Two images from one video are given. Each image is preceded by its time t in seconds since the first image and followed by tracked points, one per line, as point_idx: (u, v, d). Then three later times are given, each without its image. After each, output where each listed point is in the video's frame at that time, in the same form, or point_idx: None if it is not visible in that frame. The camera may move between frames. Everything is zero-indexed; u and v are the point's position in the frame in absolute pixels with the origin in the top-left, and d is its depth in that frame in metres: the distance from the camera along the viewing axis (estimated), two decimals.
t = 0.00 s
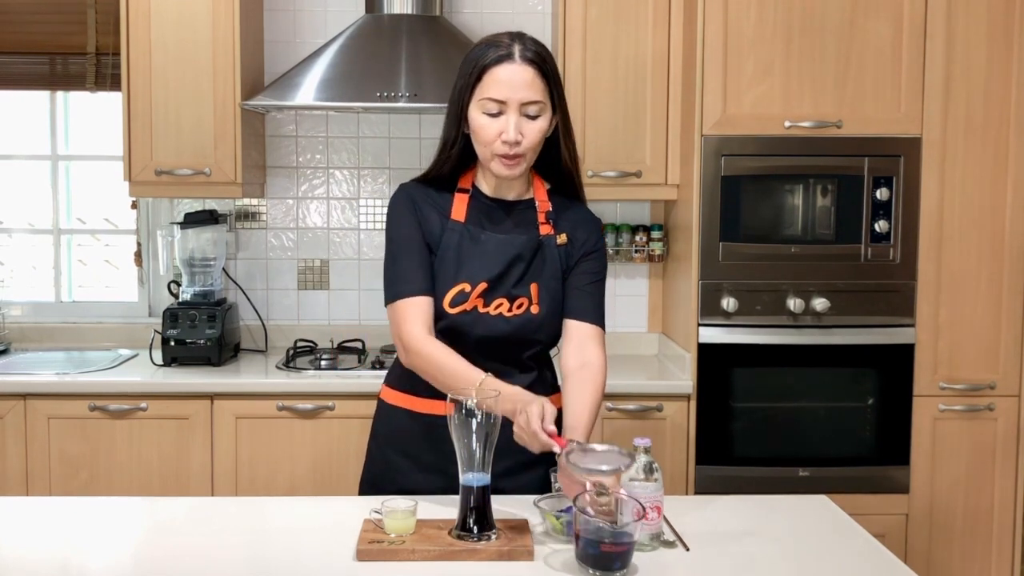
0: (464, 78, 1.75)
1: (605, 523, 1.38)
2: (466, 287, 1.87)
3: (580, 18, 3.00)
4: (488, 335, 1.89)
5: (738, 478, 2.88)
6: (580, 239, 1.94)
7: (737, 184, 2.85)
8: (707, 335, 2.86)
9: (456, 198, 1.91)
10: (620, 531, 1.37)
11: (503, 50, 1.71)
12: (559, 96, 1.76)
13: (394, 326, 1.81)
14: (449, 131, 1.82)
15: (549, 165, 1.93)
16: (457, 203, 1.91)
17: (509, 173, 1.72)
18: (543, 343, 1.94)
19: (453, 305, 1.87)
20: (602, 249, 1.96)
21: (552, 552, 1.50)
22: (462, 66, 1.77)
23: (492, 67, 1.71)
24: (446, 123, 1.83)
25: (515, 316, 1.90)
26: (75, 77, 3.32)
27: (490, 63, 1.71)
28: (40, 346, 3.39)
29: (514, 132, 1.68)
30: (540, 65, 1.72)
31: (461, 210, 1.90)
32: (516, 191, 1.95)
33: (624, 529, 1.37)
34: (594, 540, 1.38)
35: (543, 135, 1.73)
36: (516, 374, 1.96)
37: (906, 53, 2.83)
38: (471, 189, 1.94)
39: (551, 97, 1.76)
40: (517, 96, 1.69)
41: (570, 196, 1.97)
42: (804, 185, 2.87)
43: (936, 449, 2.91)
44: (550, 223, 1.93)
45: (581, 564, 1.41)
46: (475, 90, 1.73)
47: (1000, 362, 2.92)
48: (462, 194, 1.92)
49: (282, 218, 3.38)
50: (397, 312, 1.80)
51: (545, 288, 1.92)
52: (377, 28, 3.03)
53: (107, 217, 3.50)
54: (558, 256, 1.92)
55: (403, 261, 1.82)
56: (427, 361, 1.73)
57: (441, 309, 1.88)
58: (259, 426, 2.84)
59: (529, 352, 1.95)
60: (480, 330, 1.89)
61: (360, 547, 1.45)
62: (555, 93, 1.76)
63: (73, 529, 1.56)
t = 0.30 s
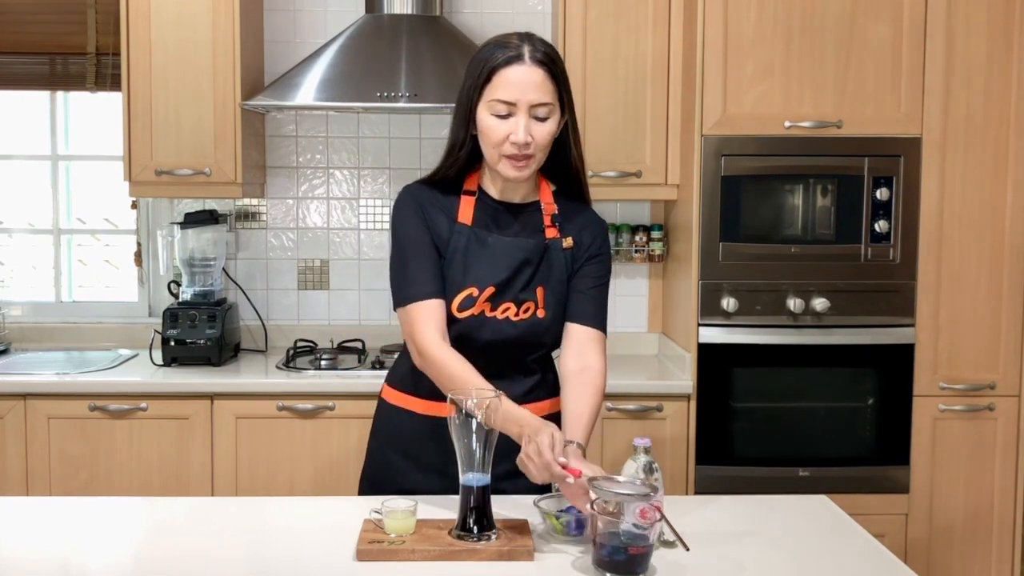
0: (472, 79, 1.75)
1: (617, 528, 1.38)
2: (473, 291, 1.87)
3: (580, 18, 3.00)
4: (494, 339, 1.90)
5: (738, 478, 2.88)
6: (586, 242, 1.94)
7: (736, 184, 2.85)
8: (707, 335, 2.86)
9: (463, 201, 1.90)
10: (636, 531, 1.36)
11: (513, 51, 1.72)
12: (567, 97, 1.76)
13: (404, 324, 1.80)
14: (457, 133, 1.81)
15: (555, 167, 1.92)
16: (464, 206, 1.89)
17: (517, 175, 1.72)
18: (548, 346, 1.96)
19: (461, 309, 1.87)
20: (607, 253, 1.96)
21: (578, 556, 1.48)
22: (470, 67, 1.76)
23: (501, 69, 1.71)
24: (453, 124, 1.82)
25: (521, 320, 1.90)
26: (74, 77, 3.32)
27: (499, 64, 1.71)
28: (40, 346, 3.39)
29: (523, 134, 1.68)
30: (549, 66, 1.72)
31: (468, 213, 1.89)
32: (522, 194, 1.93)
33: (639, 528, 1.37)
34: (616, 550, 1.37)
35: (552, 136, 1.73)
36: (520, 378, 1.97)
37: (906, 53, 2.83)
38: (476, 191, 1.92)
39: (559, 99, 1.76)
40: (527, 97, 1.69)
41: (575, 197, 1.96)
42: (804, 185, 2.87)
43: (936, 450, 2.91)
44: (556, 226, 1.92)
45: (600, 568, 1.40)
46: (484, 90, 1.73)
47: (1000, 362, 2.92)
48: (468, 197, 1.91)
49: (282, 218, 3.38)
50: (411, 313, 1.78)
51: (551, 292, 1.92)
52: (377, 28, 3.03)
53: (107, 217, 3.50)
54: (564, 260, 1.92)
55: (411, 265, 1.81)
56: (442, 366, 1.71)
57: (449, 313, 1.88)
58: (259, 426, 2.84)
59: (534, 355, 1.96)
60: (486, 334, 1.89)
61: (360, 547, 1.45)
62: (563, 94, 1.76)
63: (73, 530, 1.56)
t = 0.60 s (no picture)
0: (472, 81, 1.75)
1: (622, 530, 1.37)
2: (476, 293, 1.87)
3: (580, 18, 3.00)
4: (498, 340, 1.90)
5: (738, 478, 2.88)
6: (586, 240, 1.94)
7: (736, 184, 2.85)
8: (707, 335, 2.86)
9: (462, 202, 1.90)
10: (642, 532, 1.37)
11: (514, 52, 1.72)
12: (567, 97, 1.77)
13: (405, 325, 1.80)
14: (456, 134, 1.81)
15: (554, 167, 1.92)
16: (464, 207, 1.89)
17: (518, 177, 1.72)
18: (549, 345, 1.96)
19: (464, 311, 1.87)
20: (607, 251, 1.97)
21: (586, 557, 1.48)
22: (469, 69, 1.76)
23: (501, 70, 1.71)
24: (451, 125, 1.82)
25: (523, 320, 1.91)
26: (75, 77, 3.32)
27: (500, 65, 1.71)
28: (40, 346, 3.39)
29: (525, 135, 1.68)
30: (549, 67, 1.73)
31: (468, 214, 1.89)
32: (522, 194, 1.93)
33: (645, 528, 1.37)
34: (626, 552, 1.36)
35: (553, 137, 1.74)
36: (522, 378, 1.98)
37: (906, 53, 2.83)
38: (476, 191, 1.91)
39: (559, 99, 1.76)
40: (528, 99, 1.70)
41: (573, 196, 1.96)
42: (804, 185, 2.87)
43: (936, 450, 2.92)
44: (557, 225, 1.92)
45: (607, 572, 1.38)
46: (484, 92, 1.73)
47: (1000, 362, 2.92)
48: (468, 198, 1.90)
49: (282, 218, 3.38)
50: (413, 315, 1.78)
51: (553, 291, 1.92)
52: (378, 28, 3.04)
53: (107, 217, 3.50)
54: (565, 259, 1.93)
55: (413, 268, 1.80)
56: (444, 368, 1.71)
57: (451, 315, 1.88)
58: (259, 426, 2.84)
59: (536, 354, 1.96)
60: (488, 336, 1.89)
61: (360, 547, 1.45)
62: (563, 95, 1.77)
63: (73, 529, 1.56)
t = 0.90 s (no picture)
0: (468, 80, 1.75)
1: (621, 530, 1.38)
2: (478, 292, 1.86)
3: (580, 18, 3.01)
4: (501, 339, 1.90)
5: (738, 478, 2.88)
6: (583, 237, 1.96)
7: (737, 184, 2.85)
8: (707, 335, 2.86)
9: (459, 202, 1.89)
10: (642, 532, 1.37)
11: (510, 52, 1.72)
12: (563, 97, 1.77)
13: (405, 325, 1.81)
14: (454, 133, 1.81)
15: (547, 165, 1.92)
16: (461, 206, 1.89)
17: (513, 176, 1.73)
18: (551, 342, 1.96)
19: (466, 311, 1.87)
20: (603, 246, 1.99)
21: (585, 558, 1.47)
22: (465, 68, 1.76)
23: (498, 70, 1.71)
24: (448, 124, 1.82)
25: (526, 317, 1.91)
26: (75, 77, 3.32)
27: (496, 65, 1.71)
28: (40, 346, 3.39)
29: (521, 135, 1.69)
30: (545, 67, 1.73)
31: (466, 213, 1.88)
32: (519, 192, 1.93)
33: (645, 528, 1.37)
34: (626, 552, 1.36)
35: (549, 137, 1.74)
36: (525, 376, 1.97)
37: (906, 53, 2.83)
38: (473, 191, 1.91)
39: (555, 99, 1.77)
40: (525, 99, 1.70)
41: (567, 192, 1.97)
42: (804, 185, 2.87)
43: (936, 450, 2.91)
44: (554, 221, 1.93)
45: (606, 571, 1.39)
46: (481, 92, 1.73)
47: (1000, 362, 2.92)
48: (464, 197, 1.90)
49: (282, 219, 3.38)
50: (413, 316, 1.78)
51: (553, 288, 1.93)
52: (378, 28, 3.04)
53: (107, 217, 3.50)
54: (563, 255, 1.94)
55: (410, 272, 1.80)
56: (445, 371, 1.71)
57: (453, 316, 1.87)
58: (259, 426, 2.84)
59: (536, 353, 1.96)
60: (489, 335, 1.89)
61: (360, 547, 1.45)
62: (558, 94, 1.77)
63: (73, 530, 1.56)
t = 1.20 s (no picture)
0: (464, 79, 1.75)
1: (621, 530, 1.38)
2: (480, 291, 1.87)
3: (580, 18, 3.01)
4: (504, 336, 1.89)
5: (738, 478, 2.88)
6: (578, 232, 1.96)
7: (736, 184, 2.85)
8: (707, 335, 2.86)
9: (454, 203, 1.89)
10: (643, 532, 1.37)
11: (508, 51, 1.72)
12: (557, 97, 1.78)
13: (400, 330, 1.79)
14: (448, 132, 1.80)
15: (541, 163, 1.93)
16: (457, 206, 1.89)
17: (510, 175, 1.73)
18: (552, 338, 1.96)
19: (469, 310, 1.87)
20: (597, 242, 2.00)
21: (586, 558, 1.47)
22: (460, 67, 1.76)
23: (496, 70, 1.71)
24: (441, 123, 1.81)
25: (528, 313, 1.91)
26: (75, 78, 3.32)
27: (494, 64, 1.71)
28: (40, 346, 3.39)
29: (520, 134, 1.69)
30: (542, 67, 1.74)
31: (462, 213, 1.88)
32: (513, 189, 1.93)
33: (645, 528, 1.37)
34: (626, 552, 1.36)
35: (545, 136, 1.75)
36: (529, 371, 1.97)
37: (906, 53, 2.83)
38: (468, 191, 1.91)
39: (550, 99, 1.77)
40: (523, 98, 1.70)
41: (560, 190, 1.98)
42: (804, 185, 2.87)
43: (936, 450, 2.92)
44: (550, 218, 1.94)
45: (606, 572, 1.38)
46: (478, 91, 1.73)
47: (1000, 362, 2.92)
48: (459, 197, 1.90)
49: (282, 219, 3.38)
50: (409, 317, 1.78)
51: (552, 283, 1.94)
52: (378, 28, 3.04)
53: (107, 217, 3.50)
54: (561, 251, 1.94)
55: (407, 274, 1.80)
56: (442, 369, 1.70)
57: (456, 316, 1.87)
58: (259, 426, 2.84)
59: (539, 348, 1.96)
60: (491, 332, 1.88)
61: (360, 547, 1.45)
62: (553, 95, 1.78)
63: (73, 530, 1.56)
